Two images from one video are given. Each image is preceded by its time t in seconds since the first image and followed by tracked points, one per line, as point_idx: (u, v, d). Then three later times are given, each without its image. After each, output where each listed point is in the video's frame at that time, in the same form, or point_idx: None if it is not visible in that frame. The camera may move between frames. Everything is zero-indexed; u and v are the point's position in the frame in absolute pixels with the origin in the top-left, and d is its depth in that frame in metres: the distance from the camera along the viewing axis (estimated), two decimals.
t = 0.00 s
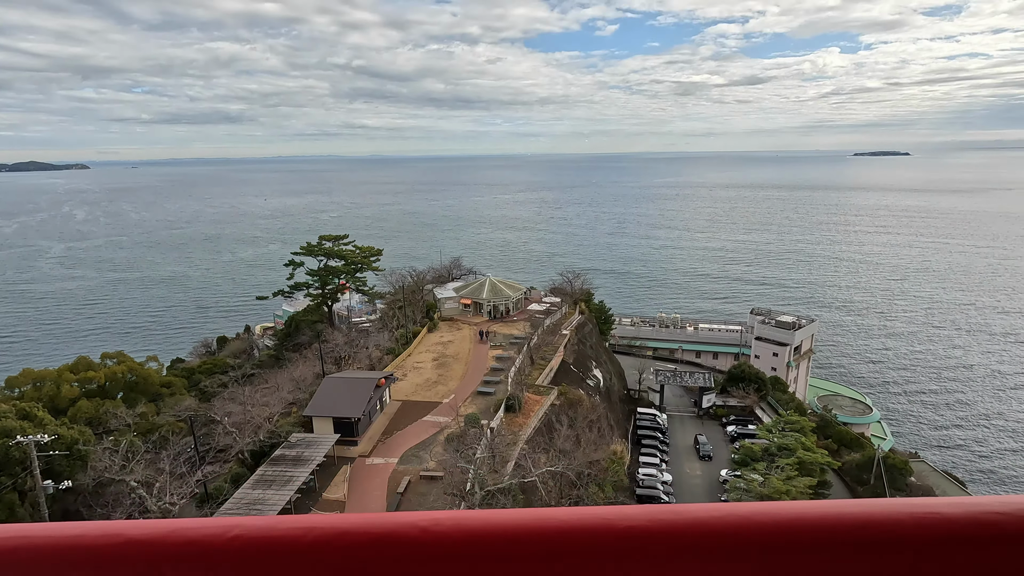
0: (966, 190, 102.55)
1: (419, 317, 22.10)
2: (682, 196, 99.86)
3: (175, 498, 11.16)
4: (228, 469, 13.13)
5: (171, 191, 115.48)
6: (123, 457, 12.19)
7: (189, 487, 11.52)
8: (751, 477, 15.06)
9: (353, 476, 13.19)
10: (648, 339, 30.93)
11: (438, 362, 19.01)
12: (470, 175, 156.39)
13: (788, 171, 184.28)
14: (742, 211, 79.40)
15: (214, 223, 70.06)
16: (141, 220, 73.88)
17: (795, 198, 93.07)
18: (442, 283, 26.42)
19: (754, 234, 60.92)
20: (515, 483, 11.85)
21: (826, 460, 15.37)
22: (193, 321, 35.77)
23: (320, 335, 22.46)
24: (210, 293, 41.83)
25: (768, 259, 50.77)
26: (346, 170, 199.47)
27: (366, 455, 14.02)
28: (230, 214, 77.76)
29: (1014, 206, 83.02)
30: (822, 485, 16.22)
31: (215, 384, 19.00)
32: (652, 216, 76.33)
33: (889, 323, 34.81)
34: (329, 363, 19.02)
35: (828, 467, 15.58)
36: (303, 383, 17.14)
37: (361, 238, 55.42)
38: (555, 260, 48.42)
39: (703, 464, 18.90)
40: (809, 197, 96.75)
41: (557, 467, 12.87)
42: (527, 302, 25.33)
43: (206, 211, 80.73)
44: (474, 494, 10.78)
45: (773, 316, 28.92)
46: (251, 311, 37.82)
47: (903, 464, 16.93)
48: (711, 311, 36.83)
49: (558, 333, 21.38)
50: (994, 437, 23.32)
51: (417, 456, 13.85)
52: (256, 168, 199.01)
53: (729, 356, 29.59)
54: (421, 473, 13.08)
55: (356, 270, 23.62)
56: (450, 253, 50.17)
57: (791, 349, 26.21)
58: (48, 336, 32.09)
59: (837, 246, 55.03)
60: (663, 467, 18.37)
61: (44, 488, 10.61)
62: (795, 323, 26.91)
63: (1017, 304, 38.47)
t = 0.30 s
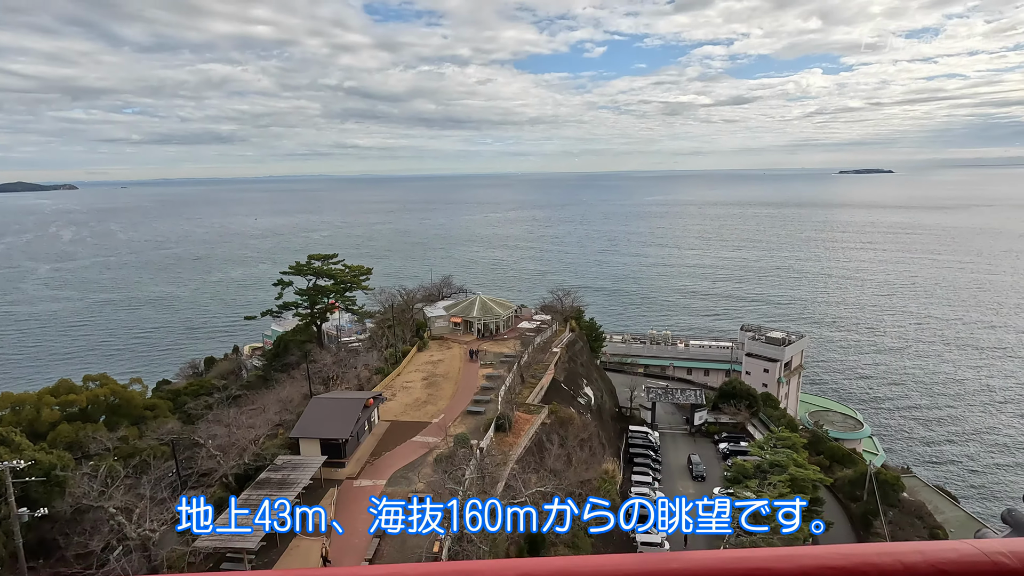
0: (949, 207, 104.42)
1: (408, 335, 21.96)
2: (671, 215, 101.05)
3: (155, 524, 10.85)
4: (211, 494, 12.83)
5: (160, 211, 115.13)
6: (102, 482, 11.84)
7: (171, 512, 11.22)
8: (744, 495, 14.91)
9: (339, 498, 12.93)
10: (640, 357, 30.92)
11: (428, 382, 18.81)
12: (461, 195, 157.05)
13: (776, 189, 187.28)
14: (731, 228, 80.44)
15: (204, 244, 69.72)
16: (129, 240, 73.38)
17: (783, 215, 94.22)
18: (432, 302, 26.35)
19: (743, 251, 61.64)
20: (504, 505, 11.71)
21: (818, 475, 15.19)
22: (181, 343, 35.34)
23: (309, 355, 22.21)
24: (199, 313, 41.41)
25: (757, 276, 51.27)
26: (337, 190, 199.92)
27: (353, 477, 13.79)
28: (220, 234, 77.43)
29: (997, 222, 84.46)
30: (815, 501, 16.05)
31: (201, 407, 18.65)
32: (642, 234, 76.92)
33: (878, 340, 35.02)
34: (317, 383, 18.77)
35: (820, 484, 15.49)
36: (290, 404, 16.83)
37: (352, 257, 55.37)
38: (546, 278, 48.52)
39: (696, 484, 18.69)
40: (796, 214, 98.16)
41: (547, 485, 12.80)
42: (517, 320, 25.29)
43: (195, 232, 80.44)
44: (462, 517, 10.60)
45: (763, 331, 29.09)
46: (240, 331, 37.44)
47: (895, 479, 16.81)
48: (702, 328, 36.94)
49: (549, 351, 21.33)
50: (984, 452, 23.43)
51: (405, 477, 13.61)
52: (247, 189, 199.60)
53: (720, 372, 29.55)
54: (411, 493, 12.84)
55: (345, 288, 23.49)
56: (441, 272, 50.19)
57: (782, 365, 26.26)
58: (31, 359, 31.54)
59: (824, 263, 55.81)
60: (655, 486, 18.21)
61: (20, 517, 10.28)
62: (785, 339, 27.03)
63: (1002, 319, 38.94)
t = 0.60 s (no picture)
0: (932, 220, 106.24)
1: (397, 351, 21.78)
2: (660, 229, 101.79)
3: (133, 548, 10.53)
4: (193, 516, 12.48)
5: (147, 227, 114.18)
6: (80, 505, 11.51)
7: (150, 535, 10.89)
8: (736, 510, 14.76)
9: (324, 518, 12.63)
10: (630, 370, 30.87)
11: (416, 398, 18.58)
12: (451, 210, 157.24)
13: (762, 203, 189.83)
14: (719, 242, 81.12)
15: (191, 260, 69.11)
16: (116, 256, 72.58)
17: (770, 229, 95.25)
18: (421, 317, 26.22)
19: (732, 264, 62.08)
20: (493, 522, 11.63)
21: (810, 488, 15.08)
22: (166, 361, 34.77)
23: (296, 371, 21.93)
24: (185, 330, 40.87)
25: (746, 288, 51.59)
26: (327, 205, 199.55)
27: (339, 496, 13.56)
28: (208, 250, 76.87)
29: (979, 235, 85.98)
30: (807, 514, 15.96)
31: (187, 425, 18.28)
32: (631, 248, 77.35)
33: (866, 352, 35.25)
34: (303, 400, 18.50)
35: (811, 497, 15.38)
36: (275, 422, 16.49)
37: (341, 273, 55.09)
38: (536, 292, 48.51)
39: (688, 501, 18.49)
40: (783, 227, 99.25)
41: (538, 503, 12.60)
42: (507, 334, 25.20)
43: (183, 248, 79.78)
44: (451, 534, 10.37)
45: (753, 344, 29.20)
46: (226, 348, 36.97)
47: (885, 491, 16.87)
48: (692, 341, 36.98)
49: (538, 366, 21.24)
50: (974, 464, 23.53)
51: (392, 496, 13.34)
52: (236, 205, 199.12)
53: (710, 385, 29.53)
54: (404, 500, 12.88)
55: (334, 304, 23.30)
56: (431, 287, 50.01)
57: (771, 377, 26.30)
58: (10, 379, 30.84)
59: (812, 276, 56.37)
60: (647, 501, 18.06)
61: None
62: (774, 352, 27.15)
63: (987, 330, 39.43)
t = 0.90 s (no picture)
0: (916, 232, 107.90)
1: (384, 365, 21.62)
2: (650, 241, 102.43)
3: (109, 569, 10.29)
4: (173, 535, 12.23)
5: (133, 242, 113.06)
6: (55, 527, 11.24)
7: (127, 556, 10.65)
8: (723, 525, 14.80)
9: (308, 538, 12.35)
10: (620, 383, 30.85)
11: (404, 413, 18.39)
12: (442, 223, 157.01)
13: (751, 215, 191.95)
14: (708, 254, 81.75)
15: (178, 274, 68.41)
16: (101, 271, 71.67)
17: (758, 241, 96.12)
18: (409, 331, 26.07)
19: (720, 276, 62.52)
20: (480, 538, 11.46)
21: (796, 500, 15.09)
22: (151, 377, 34.24)
23: (282, 386, 21.63)
24: (170, 346, 40.30)
25: (734, 300, 51.92)
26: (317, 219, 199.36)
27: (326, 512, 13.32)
28: (195, 264, 76.13)
29: (962, 247, 87.26)
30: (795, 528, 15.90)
31: (170, 442, 17.95)
32: (621, 261, 77.68)
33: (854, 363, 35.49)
34: (289, 415, 18.25)
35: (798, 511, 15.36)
36: (259, 438, 16.24)
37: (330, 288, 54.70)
38: (526, 306, 48.48)
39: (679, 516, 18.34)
40: (770, 240, 100.22)
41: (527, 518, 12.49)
42: (496, 347, 25.09)
43: (170, 262, 79.01)
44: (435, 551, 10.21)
45: (741, 356, 29.35)
46: (212, 363, 36.49)
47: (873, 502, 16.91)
48: (681, 353, 37.07)
49: (527, 379, 21.17)
50: (962, 474, 23.66)
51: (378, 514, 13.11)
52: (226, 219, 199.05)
53: (700, 397, 29.56)
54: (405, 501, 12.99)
55: (321, 318, 23.10)
56: (421, 301, 49.81)
57: (760, 389, 26.39)
58: None
59: (799, 289, 56.88)
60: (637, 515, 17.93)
61: None
62: (762, 363, 27.29)
63: (971, 342, 39.88)
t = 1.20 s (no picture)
0: (895, 243, 109.86)
1: (369, 379, 21.42)
2: (637, 253, 103.08)
3: None
4: (147, 556, 11.88)
5: (114, 255, 111.38)
6: (22, 550, 10.88)
7: None
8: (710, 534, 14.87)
9: (290, 554, 12.15)
10: (606, 395, 30.82)
11: (388, 427, 18.18)
12: (430, 236, 156.53)
13: (736, 226, 194.41)
14: (694, 266, 82.53)
15: (159, 288, 67.34)
16: (81, 285, 70.39)
17: (742, 252, 97.20)
18: (394, 344, 25.88)
19: (706, 288, 62.99)
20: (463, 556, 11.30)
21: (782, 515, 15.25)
22: (130, 393, 33.55)
23: (264, 401, 21.23)
24: (150, 361, 39.49)
25: (719, 312, 52.30)
26: (304, 232, 199.92)
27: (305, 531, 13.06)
28: (178, 278, 75.19)
29: (941, 259, 88.94)
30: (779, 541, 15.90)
31: (148, 459, 17.53)
32: (608, 273, 78.03)
33: (837, 373, 35.88)
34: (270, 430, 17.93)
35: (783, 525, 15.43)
36: (238, 454, 15.92)
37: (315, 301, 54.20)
38: (512, 317, 48.41)
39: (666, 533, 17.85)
40: (755, 251, 101.40)
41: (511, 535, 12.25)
42: (481, 360, 24.98)
43: (152, 275, 77.78)
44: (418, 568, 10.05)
45: (726, 367, 29.53)
46: (194, 378, 35.90)
47: (857, 513, 16.90)
48: (668, 365, 37.19)
49: (512, 392, 21.08)
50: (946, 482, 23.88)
51: (360, 531, 12.85)
52: (212, 232, 197.67)
53: (686, 409, 29.64)
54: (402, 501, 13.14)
55: (305, 331, 22.84)
56: (407, 314, 49.49)
57: (745, 400, 26.55)
58: None
59: (783, 300, 57.57)
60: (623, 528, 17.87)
61: None
62: (746, 374, 27.48)
63: (951, 352, 40.53)
